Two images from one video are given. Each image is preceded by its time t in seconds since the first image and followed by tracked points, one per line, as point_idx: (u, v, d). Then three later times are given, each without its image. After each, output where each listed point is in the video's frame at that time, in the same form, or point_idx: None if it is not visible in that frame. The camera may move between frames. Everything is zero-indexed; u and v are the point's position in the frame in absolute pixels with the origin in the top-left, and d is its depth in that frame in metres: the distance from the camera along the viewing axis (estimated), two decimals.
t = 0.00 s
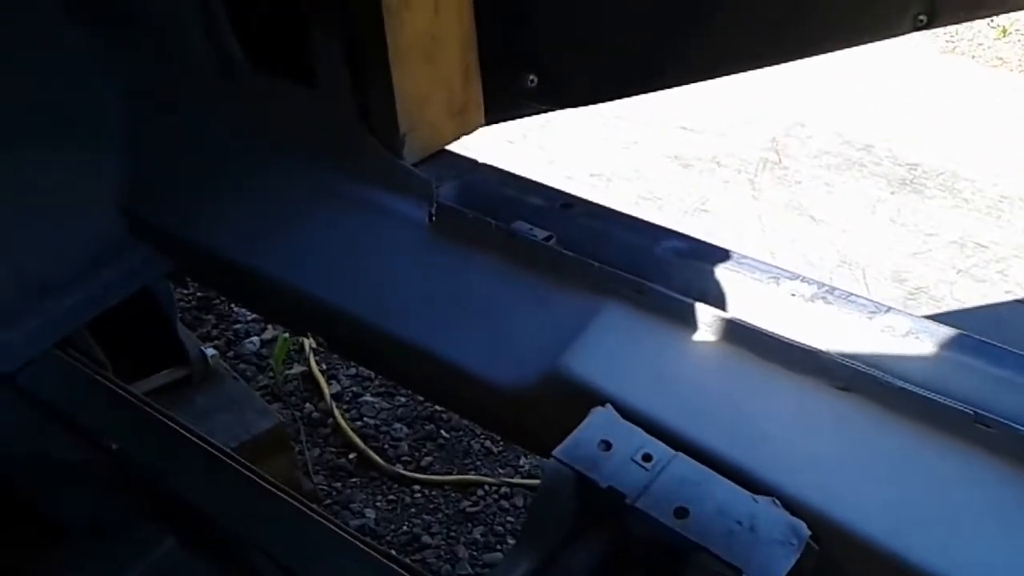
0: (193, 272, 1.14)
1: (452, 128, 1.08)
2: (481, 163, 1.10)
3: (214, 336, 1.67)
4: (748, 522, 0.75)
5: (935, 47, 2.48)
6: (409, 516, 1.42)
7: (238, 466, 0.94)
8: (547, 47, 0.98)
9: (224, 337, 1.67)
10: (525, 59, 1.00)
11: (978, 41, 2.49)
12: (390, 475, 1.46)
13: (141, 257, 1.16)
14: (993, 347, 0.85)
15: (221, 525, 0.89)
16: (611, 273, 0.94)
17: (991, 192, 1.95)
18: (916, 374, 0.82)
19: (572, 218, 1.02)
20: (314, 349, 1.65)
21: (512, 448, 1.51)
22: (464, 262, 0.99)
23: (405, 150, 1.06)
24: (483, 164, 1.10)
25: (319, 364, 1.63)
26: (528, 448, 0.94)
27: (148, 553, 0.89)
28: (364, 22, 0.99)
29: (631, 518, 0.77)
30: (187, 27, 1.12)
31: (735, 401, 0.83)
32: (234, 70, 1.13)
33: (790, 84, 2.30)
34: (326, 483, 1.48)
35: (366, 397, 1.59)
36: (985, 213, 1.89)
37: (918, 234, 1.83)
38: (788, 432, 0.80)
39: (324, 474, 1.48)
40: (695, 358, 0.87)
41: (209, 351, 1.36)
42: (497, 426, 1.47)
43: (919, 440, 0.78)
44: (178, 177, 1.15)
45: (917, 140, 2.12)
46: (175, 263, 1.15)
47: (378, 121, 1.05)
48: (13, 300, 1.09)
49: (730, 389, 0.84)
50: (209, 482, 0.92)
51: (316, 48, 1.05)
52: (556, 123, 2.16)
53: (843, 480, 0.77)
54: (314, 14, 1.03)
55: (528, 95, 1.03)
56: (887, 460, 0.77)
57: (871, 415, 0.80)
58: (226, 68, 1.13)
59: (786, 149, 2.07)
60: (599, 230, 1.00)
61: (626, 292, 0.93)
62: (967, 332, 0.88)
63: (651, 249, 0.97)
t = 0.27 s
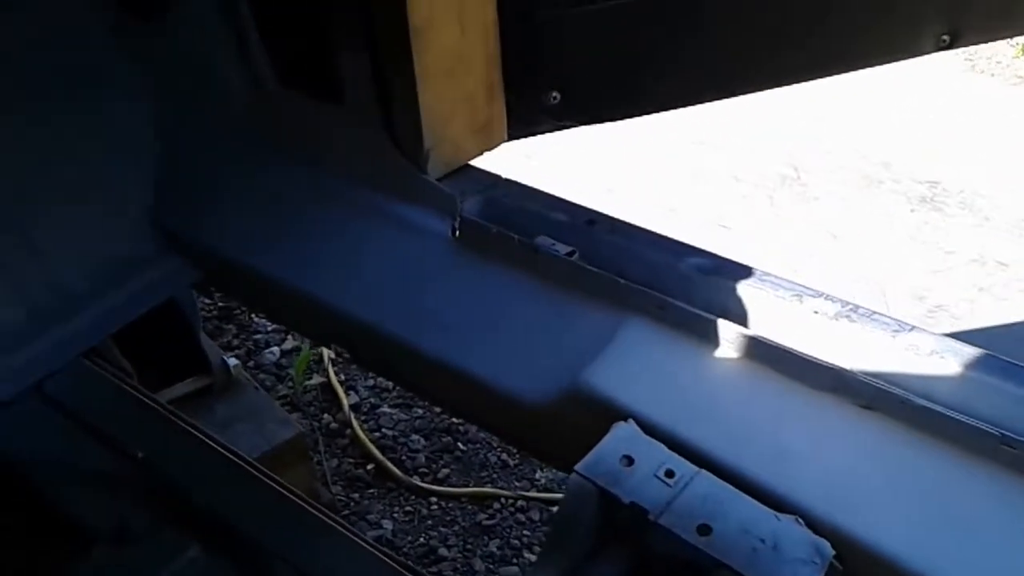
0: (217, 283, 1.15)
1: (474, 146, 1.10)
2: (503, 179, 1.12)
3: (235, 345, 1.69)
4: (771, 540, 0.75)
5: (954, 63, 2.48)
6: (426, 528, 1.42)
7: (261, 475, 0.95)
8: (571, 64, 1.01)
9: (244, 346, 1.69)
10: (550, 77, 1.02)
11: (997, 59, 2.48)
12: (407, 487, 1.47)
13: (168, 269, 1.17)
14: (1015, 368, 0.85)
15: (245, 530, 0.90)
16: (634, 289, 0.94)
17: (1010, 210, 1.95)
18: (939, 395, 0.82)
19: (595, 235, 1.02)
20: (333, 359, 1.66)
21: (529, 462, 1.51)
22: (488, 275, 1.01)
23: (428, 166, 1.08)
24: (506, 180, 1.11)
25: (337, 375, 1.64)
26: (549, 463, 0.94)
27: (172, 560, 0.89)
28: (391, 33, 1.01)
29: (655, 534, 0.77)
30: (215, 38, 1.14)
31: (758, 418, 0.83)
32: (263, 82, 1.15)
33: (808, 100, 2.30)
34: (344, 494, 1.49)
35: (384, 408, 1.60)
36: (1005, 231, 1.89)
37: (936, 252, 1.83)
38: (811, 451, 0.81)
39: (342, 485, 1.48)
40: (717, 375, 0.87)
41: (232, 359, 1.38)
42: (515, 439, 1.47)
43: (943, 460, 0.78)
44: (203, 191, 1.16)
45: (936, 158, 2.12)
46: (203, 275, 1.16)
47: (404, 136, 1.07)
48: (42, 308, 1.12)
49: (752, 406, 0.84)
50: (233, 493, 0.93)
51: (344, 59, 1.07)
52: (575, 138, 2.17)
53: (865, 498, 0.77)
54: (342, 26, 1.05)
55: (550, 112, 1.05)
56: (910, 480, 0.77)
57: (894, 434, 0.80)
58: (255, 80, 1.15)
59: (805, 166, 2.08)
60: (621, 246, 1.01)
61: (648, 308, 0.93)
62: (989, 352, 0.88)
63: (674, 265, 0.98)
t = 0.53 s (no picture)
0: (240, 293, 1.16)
1: (495, 159, 1.12)
2: (524, 194, 1.13)
3: (252, 356, 1.69)
4: (792, 558, 0.75)
5: (973, 79, 2.48)
6: (441, 540, 1.42)
7: (284, 485, 0.95)
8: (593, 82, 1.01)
9: (262, 356, 1.70)
10: (571, 94, 1.03)
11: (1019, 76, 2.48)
12: (423, 498, 1.47)
13: (193, 278, 1.18)
14: None
15: (273, 544, 0.90)
16: (654, 304, 0.95)
17: None
18: (961, 414, 0.82)
19: (617, 250, 1.02)
20: (349, 370, 1.67)
21: (544, 475, 1.51)
22: (508, 290, 1.02)
23: (449, 179, 1.10)
24: (526, 194, 1.12)
25: (354, 386, 1.65)
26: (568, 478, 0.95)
27: (194, 568, 0.89)
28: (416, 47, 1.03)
29: (675, 550, 0.78)
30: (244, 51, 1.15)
31: (779, 434, 0.84)
32: (287, 96, 1.16)
33: (824, 117, 2.31)
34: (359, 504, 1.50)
35: (400, 420, 1.60)
36: None
37: (953, 272, 1.83)
38: (831, 468, 0.81)
39: (358, 495, 1.49)
40: (738, 391, 0.87)
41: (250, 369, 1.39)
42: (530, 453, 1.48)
43: (963, 480, 0.78)
44: (231, 204, 1.18)
45: (951, 177, 2.12)
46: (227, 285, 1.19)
47: (428, 155, 1.09)
48: (68, 319, 1.11)
49: (771, 421, 0.85)
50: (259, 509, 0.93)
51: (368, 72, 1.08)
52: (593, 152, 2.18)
53: (885, 516, 0.77)
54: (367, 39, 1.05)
55: (571, 128, 1.05)
56: (933, 500, 0.77)
57: (915, 453, 0.80)
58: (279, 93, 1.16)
59: (820, 184, 2.08)
60: (640, 261, 1.01)
61: (668, 324, 0.94)
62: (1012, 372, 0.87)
63: (694, 282, 0.97)
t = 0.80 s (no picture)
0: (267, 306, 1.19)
1: (514, 175, 1.13)
2: (542, 208, 1.13)
3: (269, 367, 1.71)
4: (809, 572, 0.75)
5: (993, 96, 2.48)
6: (454, 552, 1.43)
7: (297, 495, 0.99)
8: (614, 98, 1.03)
9: (278, 368, 1.71)
10: (590, 110, 1.04)
11: None
12: (437, 511, 1.48)
13: (212, 290, 1.20)
14: None
15: (284, 550, 0.93)
16: (673, 319, 0.95)
17: None
18: (980, 431, 0.82)
19: (635, 266, 1.03)
20: (364, 382, 1.67)
21: (557, 488, 1.51)
22: (528, 305, 1.02)
23: (468, 194, 1.11)
24: (543, 209, 1.13)
25: (369, 398, 1.66)
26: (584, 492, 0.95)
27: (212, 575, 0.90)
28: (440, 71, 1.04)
29: (691, 563, 0.78)
30: (265, 66, 1.18)
31: (798, 451, 0.84)
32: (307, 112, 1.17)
33: (838, 136, 2.31)
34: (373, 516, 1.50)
35: (414, 432, 1.61)
36: None
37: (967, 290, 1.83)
38: (850, 485, 0.81)
39: (372, 507, 1.50)
40: (756, 407, 0.88)
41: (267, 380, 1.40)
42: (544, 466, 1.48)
43: (981, 498, 0.78)
44: (254, 218, 1.20)
45: (968, 194, 2.12)
46: (247, 296, 1.20)
47: (447, 170, 1.10)
48: (93, 325, 1.13)
49: (789, 437, 0.85)
50: (276, 518, 0.96)
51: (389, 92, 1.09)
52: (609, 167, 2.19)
53: (903, 533, 0.77)
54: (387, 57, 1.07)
55: (590, 144, 1.07)
56: (950, 517, 0.77)
57: (933, 470, 0.80)
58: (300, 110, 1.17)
59: (834, 203, 2.08)
60: (659, 276, 1.02)
61: (686, 338, 0.94)
62: None
63: (711, 297, 0.99)
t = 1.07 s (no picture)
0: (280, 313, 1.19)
1: (531, 187, 1.13)
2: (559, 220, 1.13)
3: (283, 376, 1.72)
4: None
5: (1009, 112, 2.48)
6: (466, 563, 1.43)
7: (315, 502, 1.03)
8: (628, 113, 1.03)
9: (291, 377, 1.72)
10: (607, 124, 1.05)
11: None
12: (448, 522, 1.48)
13: (232, 299, 1.21)
14: None
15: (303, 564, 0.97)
16: (689, 333, 0.95)
17: None
18: (999, 448, 0.82)
19: (651, 279, 1.03)
20: (377, 393, 1.68)
21: (569, 501, 1.51)
22: (544, 318, 1.03)
23: (485, 206, 1.12)
24: (561, 221, 1.13)
25: (381, 408, 1.67)
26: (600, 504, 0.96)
27: None
28: (459, 80, 1.06)
29: None
30: (286, 82, 1.20)
31: (815, 466, 0.84)
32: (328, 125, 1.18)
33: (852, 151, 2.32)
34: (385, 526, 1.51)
35: (426, 442, 1.61)
36: None
37: (975, 308, 1.84)
38: (866, 500, 0.81)
39: (384, 517, 1.50)
40: (772, 422, 0.88)
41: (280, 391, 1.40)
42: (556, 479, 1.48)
43: (997, 515, 0.78)
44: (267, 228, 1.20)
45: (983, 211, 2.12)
46: (264, 306, 1.21)
47: (464, 182, 1.11)
48: (114, 334, 1.15)
49: (804, 451, 0.85)
50: (297, 526, 1.00)
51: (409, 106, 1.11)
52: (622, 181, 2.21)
53: (920, 550, 0.77)
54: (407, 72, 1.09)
55: (606, 157, 1.08)
56: (967, 534, 0.78)
57: (950, 487, 0.81)
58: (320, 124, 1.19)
59: (845, 217, 2.09)
60: (675, 290, 1.02)
61: (702, 353, 0.94)
62: None
63: (728, 310, 0.99)
